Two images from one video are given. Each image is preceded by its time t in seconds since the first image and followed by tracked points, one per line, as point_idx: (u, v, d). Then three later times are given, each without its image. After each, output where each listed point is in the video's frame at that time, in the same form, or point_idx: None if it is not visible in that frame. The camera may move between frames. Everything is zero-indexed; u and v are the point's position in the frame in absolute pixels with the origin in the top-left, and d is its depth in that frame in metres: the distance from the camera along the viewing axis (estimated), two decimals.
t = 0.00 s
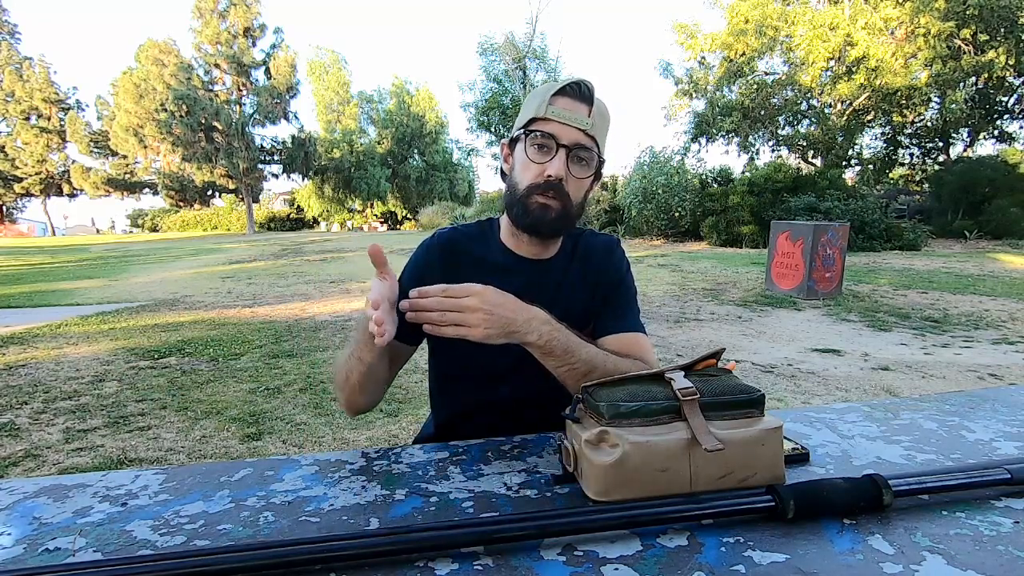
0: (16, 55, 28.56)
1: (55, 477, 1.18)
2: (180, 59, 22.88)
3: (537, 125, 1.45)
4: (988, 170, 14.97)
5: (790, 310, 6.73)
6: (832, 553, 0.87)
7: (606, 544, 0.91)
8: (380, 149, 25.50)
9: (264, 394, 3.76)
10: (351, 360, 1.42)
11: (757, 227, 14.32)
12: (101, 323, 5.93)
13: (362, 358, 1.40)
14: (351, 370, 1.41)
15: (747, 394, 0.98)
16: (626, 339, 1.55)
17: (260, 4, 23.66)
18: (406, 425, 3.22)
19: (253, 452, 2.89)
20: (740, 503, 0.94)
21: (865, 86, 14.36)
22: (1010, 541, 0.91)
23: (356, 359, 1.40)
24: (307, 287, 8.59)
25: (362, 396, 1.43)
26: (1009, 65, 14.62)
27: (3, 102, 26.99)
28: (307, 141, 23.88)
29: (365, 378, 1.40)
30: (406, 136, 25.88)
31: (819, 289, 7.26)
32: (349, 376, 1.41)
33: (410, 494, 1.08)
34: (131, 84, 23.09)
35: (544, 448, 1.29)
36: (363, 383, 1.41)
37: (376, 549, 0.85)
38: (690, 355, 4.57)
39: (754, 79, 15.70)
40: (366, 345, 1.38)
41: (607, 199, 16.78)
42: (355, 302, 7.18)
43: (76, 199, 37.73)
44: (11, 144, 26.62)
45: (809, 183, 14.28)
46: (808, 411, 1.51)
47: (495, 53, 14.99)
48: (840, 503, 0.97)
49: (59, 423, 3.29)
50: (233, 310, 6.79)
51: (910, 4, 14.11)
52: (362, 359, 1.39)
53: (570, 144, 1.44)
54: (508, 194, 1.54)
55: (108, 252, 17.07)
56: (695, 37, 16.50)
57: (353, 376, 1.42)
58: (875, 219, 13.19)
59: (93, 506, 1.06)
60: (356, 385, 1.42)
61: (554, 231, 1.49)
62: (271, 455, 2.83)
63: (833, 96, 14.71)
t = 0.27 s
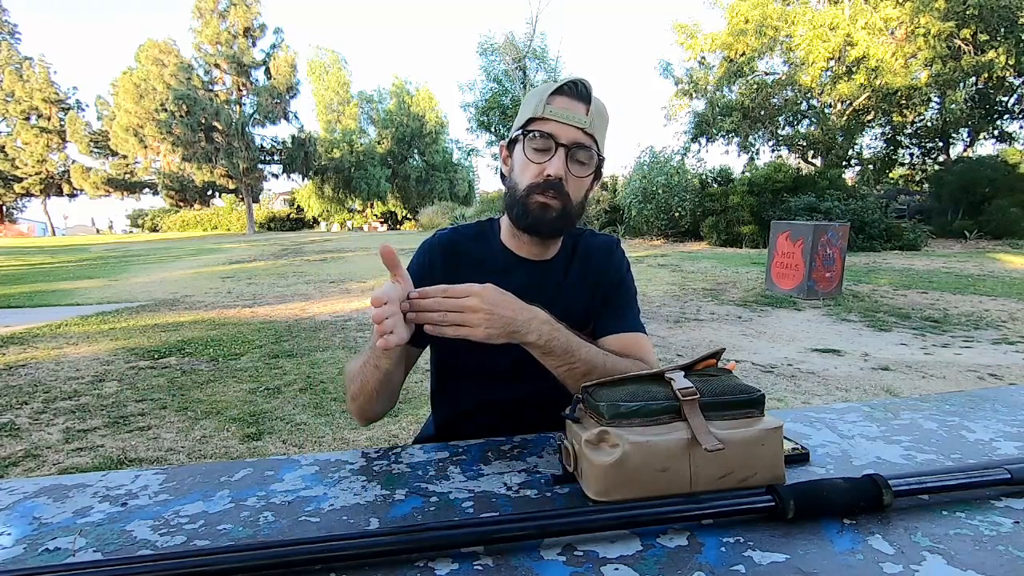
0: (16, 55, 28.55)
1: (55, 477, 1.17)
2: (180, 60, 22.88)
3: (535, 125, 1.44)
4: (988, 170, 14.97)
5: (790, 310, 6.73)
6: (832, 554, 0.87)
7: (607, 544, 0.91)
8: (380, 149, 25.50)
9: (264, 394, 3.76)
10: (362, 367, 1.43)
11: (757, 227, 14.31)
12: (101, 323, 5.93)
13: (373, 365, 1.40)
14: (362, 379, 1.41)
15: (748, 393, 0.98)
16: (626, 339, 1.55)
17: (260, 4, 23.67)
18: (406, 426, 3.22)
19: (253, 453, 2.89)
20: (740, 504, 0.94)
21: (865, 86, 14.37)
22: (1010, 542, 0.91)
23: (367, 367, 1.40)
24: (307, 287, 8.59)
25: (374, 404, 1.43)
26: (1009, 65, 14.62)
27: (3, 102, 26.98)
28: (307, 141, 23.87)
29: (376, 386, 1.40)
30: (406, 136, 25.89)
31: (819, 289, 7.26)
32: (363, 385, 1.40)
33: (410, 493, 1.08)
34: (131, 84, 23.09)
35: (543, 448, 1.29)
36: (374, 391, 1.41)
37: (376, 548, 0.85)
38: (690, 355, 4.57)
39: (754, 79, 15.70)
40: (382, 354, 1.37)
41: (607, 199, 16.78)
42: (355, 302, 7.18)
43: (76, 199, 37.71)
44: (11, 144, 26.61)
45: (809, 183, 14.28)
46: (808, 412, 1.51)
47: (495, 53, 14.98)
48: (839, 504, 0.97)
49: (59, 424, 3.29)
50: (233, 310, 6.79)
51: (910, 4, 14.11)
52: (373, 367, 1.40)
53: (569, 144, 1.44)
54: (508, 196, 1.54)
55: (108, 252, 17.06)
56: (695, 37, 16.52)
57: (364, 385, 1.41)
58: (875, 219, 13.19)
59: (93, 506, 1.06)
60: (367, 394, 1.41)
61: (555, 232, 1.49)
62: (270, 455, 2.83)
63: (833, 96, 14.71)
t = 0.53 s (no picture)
0: (16, 55, 28.55)
1: (55, 478, 1.18)
2: (180, 59, 22.86)
3: (531, 127, 1.44)
4: (988, 170, 14.98)
5: (790, 310, 6.73)
6: (833, 554, 0.87)
7: (607, 544, 0.91)
8: (380, 149, 25.50)
9: (264, 394, 3.76)
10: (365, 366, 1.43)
11: (757, 227, 14.31)
12: (101, 323, 5.93)
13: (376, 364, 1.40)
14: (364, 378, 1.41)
15: (748, 393, 0.98)
16: (627, 339, 1.55)
17: (260, 4, 23.67)
18: (406, 426, 3.22)
19: (252, 453, 2.89)
20: (739, 503, 0.94)
21: (865, 86, 14.37)
22: (1010, 541, 0.91)
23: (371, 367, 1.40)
24: (307, 287, 8.58)
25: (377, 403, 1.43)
26: (1009, 64, 14.61)
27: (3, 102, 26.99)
28: (307, 141, 23.87)
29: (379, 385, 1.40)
30: (406, 136, 25.89)
31: (819, 289, 7.26)
32: (367, 386, 1.40)
33: (410, 494, 1.08)
34: (131, 84, 23.07)
35: (544, 448, 1.29)
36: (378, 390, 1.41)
37: (376, 548, 0.85)
38: (690, 355, 4.57)
39: (754, 79, 15.69)
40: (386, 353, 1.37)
41: (607, 199, 16.77)
42: (355, 302, 7.18)
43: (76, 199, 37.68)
44: (11, 144, 26.61)
45: (809, 183, 14.26)
46: (808, 412, 1.51)
47: (495, 53, 14.97)
48: (839, 504, 0.97)
49: (59, 424, 3.29)
50: (233, 310, 6.79)
51: (910, 4, 14.10)
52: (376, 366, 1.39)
53: (566, 144, 1.44)
54: (509, 200, 1.54)
55: (108, 252, 17.06)
56: (694, 37, 16.53)
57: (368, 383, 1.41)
58: (875, 219, 13.18)
59: (93, 505, 1.06)
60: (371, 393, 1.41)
61: (558, 233, 1.49)
62: (270, 455, 2.83)
63: (833, 96, 14.72)
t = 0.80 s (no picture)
0: (16, 55, 28.56)
1: (56, 477, 1.18)
2: (180, 60, 22.85)
3: (527, 127, 1.44)
4: (988, 170, 14.98)
5: (790, 310, 6.73)
6: (833, 554, 0.87)
7: (607, 544, 0.91)
8: (380, 149, 25.50)
9: (263, 394, 3.76)
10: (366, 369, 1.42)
11: (757, 227, 14.31)
12: (101, 323, 5.93)
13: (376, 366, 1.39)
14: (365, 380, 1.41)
15: (747, 393, 0.98)
16: (627, 339, 1.55)
17: (260, 4, 23.67)
18: (406, 426, 3.22)
19: (253, 452, 2.89)
20: (740, 503, 0.94)
21: (865, 86, 14.37)
22: (1010, 541, 0.91)
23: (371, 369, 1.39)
24: (307, 287, 8.58)
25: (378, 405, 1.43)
26: (1009, 64, 14.60)
27: (3, 102, 27.00)
28: (307, 141, 23.86)
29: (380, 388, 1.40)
30: (406, 136, 25.89)
31: (819, 289, 7.27)
32: (368, 389, 1.40)
33: (410, 493, 1.08)
34: (131, 84, 23.06)
35: (544, 448, 1.29)
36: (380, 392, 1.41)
37: (377, 548, 0.85)
38: (690, 355, 4.58)
39: (754, 79, 15.68)
40: (385, 360, 1.37)
41: (607, 199, 16.76)
42: (355, 302, 7.18)
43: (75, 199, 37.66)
44: (11, 144, 26.62)
45: (809, 183, 14.27)
46: (808, 411, 1.51)
47: (496, 53, 14.95)
48: (840, 504, 0.97)
49: (59, 424, 3.29)
50: (233, 310, 6.79)
51: (910, 4, 14.09)
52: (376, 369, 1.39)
53: (563, 143, 1.44)
54: (508, 201, 1.54)
55: (109, 252, 17.07)
56: (694, 37, 16.53)
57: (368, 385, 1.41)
58: (875, 219, 13.18)
59: (93, 505, 1.06)
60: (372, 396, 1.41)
61: (558, 233, 1.49)
62: (270, 455, 2.83)
63: (833, 96, 14.71)
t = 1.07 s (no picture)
0: (16, 55, 28.56)
1: (56, 477, 1.18)
2: (180, 60, 22.85)
3: (515, 126, 1.45)
4: (988, 170, 14.97)
5: (790, 310, 6.73)
6: (833, 554, 0.87)
7: (607, 544, 0.91)
8: (380, 149, 25.50)
9: (264, 394, 3.76)
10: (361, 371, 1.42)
11: (757, 228, 14.32)
12: (101, 323, 5.93)
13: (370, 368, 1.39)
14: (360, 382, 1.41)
15: (747, 393, 0.98)
16: (627, 339, 1.55)
17: (260, 4, 23.67)
18: (406, 426, 3.22)
19: (253, 452, 2.89)
20: (740, 504, 0.94)
21: (865, 86, 14.36)
22: (1009, 541, 0.91)
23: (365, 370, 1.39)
24: (307, 287, 8.59)
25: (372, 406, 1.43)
26: (1009, 64, 14.59)
27: (3, 102, 27.02)
28: (307, 141, 23.86)
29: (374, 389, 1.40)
30: (406, 136, 25.88)
31: (819, 289, 7.27)
32: (361, 389, 1.40)
33: (410, 493, 1.08)
34: (131, 84, 23.04)
35: (544, 448, 1.29)
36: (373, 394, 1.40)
37: (376, 548, 0.85)
38: (690, 355, 4.58)
39: (754, 79, 15.69)
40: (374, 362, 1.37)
41: (607, 199, 16.75)
42: (355, 302, 7.18)
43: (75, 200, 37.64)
44: (12, 145, 26.63)
45: (810, 183, 14.27)
46: (808, 411, 1.51)
47: (495, 53, 14.95)
48: (840, 504, 0.97)
49: (59, 423, 3.29)
50: (233, 310, 6.79)
51: (910, 4, 14.08)
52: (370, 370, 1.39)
53: (553, 137, 1.43)
54: (503, 203, 1.53)
55: (109, 252, 17.07)
56: (695, 37, 16.54)
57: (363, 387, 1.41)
58: (875, 219, 13.18)
59: (93, 506, 1.06)
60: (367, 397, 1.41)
61: (556, 229, 1.48)
62: (270, 455, 2.83)
63: (833, 96, 14.72)
